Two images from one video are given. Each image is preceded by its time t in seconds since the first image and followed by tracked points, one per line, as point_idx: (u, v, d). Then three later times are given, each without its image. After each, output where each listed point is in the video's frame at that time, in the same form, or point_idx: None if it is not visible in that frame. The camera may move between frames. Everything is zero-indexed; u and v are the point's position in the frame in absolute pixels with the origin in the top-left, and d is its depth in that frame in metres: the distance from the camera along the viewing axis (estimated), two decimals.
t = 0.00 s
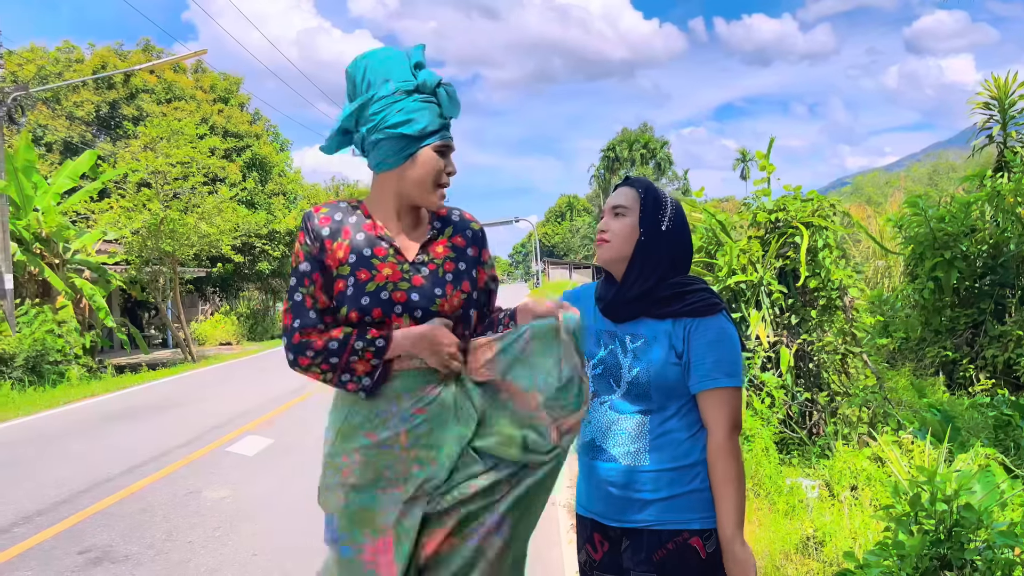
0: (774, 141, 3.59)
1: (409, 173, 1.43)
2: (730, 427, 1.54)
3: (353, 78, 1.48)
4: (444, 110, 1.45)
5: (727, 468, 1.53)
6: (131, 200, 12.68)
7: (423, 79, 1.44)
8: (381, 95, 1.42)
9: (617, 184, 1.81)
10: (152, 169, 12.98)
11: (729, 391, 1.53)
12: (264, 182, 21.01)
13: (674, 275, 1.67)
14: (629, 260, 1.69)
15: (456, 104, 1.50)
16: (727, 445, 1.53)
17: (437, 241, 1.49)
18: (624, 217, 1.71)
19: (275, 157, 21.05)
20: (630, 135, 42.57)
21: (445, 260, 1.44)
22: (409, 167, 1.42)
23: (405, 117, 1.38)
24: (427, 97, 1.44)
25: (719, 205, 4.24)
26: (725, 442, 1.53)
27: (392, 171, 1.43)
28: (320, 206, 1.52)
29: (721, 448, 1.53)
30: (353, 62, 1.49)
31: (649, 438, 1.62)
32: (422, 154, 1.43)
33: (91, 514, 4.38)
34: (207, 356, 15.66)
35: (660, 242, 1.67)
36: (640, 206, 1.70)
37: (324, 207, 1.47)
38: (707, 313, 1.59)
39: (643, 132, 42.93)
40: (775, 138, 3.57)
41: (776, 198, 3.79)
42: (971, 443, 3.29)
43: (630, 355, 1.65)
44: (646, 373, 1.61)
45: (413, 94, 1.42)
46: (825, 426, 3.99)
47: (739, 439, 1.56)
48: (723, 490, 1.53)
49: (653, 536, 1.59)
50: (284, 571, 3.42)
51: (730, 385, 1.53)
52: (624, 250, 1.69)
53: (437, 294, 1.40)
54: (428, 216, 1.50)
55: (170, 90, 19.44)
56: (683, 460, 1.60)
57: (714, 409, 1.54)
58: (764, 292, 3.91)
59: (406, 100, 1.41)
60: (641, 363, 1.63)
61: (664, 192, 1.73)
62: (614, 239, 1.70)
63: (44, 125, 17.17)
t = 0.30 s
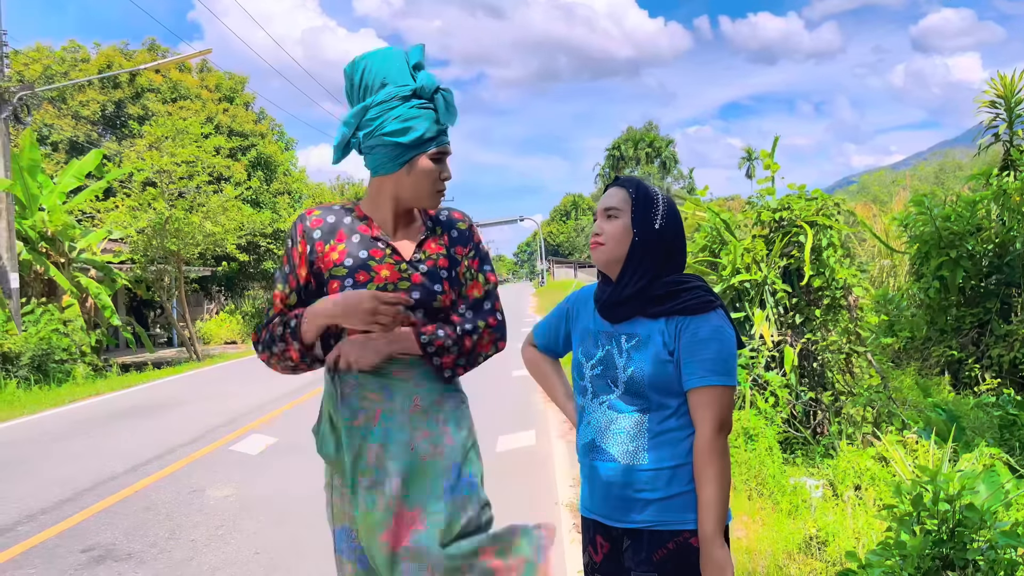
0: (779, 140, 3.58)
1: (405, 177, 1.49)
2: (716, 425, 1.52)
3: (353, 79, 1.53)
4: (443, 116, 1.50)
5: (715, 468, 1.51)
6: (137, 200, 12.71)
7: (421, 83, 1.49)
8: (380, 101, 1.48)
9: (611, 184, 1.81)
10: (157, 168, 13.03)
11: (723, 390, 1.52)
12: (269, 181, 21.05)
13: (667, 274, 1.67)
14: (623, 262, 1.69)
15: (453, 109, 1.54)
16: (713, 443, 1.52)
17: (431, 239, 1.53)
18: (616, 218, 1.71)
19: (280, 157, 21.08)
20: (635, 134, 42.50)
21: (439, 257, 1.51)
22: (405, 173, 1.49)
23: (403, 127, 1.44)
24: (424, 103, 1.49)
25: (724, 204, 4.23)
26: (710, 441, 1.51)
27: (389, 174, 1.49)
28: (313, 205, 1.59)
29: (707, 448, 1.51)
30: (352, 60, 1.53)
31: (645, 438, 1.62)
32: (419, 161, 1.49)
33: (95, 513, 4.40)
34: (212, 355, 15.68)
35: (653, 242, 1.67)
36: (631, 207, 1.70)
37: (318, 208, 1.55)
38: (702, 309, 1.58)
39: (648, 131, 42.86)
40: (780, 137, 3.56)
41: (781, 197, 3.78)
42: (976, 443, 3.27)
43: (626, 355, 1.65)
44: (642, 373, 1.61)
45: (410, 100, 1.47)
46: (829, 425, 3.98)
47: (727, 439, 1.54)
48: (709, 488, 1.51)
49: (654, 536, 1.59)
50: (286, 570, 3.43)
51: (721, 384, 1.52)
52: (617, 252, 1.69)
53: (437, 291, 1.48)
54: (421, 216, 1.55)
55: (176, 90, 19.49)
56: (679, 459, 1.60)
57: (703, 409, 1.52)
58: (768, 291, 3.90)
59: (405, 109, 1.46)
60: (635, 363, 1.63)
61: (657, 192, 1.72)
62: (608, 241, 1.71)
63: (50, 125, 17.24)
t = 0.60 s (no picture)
0: (782, 138, 3.58)
1: (393, 181, 1.49)
2: (713, 427, 1.51)
3: (347, 79, 1.54)
4: (433, 123, 1.48)
5: (712, 471, 1.50)
6: (142, 199, 12.76)
7: (414, 87, 1.47)
8: (370, 104, 1.48)
9: (602, 185, 1.79)
10: (162, 168, 13.09)
11: (720, 391, 1.51)
12: (274, 180, 21.11)
13: (666, 273, 1.66)
14: (623, 264, 1.69)
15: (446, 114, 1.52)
16: (709, 446, 1.51)
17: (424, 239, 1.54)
18: (613, 222, 1.69)
19: (285, 156, 21.13)
20: (640, 133, 42.42)
21: (429, 259, 1.52)
22: (392, 178, 1.49)
23: (390, 133, 1.44)
24: (415, 109, 1.47)
25: (728, 203, 4.22)
26: (706, 442, 1.51)
27: (377, 177, 1.50)
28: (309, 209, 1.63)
29: (704, 450, 1.51)
30: (348, 59, 1.54)
31: (643, 438, 1.62)
32: (406, 167, 1.48)
33: (99, 511, 4.42)
34: (217, 354, 15.71)
35: (651, 245, 1.66)
36: (627, 210, 1.68)
37: (307, 212, 1.59)
38: (703, 308, 1.57)
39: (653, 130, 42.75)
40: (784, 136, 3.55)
41: (785, 196, 3.77)
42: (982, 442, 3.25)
43: (624, 354, 1.65)
44: (640, 372, 1.61)
45: (399, 105, 1.47)
46: (834, 424, 3.96)
47: (726, 440, 1.54)
48: (705, 488, 1.50)
49: (652, 537, 1.60)
50: (289, 568, 3.44)
51: (717, 386, 1.51)
52: (618, 258, 1.69)
53: (426, 294, 1.50)
54: (414, 216, 1.55)
55: (181, 89, 19.55)
56: (676, 459, 1.59)
57: (701, 410, 1.51)
58: (773, 290, 3.90)
59: (394, 115, 1.45)
60: (633, 362, 1.63)
61: (651, 187, 1.70)
62: (608, 249, 1.69)
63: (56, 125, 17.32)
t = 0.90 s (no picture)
0: (786, 136, 3.57)
1: (384, 182, 1.49)
2: (711, 429, 1.50)
3: (340, 75, 1.54)
4: (426, 125, 1.48)
5: (710, 473, 1.49)
6: (147, 199, 12.82)
7: (408, 86, 1.47)
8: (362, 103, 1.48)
9: (606, 180, 1.80)
10: (167, 168, 13.15)
11: (719, 391, 1.50)
12: (278, 180, 21.17)
13: (666, 271, 1.66)
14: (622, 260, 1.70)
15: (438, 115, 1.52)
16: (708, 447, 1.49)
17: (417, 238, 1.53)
18: (614, 217, 1.70)
19: (289, 156, 21.18)
20: (644, 132, 42.34)
21: (425, 258, 1.52)
22: (383, 179, 1.49)
23: (381, 135, 1.44)
24: (408, 109, 1.47)
25: (732, 202, 4.21)
26: (705, 444, 1.49)
27: (369, 178, 1.50)
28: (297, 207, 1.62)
29: (703, 452, 1.50)
30: (342, 54, 1.54)
31: (640, 439, 1.61)
32: (397, 167, 1.48)
33: (102, 510, 4.44)
34: (222, 354, 15.75)
35: (653, 244, 1.66)
36: (628, 205, 1.69)
37: (298, 211, 1.58)
38: (703, 306, 1.56)
39: (658, 129, 42.66)
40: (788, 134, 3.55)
41: (789, 195, 3.77)
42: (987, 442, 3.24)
43: (622, 353, 1.65)
44: (638, 372, 1.61)
45: (393, 105, 1.46)
46: (837, 423, 3.96)
47: (725, 441, 1.52)
48: (703, 490, 1.49)
49: (648, 539, 1.59)
50: (292, 568, 3.46)
51: (715, 387, 1.50)
52: (619, 253, 1.70)
53: (422, 294, 1.49)
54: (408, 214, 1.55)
55: (185, 89, 19.61)
56: (674, 462, 1.58)
57: (700, 411, 1.50)
58: (776, 289, 3.90)
59: (386, 115, 1.45)
60: (631, 361, 1.62)
61: (654, 186, 1.70)
62: (606, 244, 1.71)
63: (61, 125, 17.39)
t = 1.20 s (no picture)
0: (790, 135, 3.56)
1: (388, 177, 1.48)
2: (707, 433, 1.50)
3: (337, 69, 1.54)
4: (428, 110, 1.47)
5: (702, 477, 1.49)
6: (152, 200, 12.85)
7: (407, 74, 1.47)
8: (363, 96, 1.48)
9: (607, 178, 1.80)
10: (171, 169, 13.18)
11: (715, 394, 1.49)
12: (282, 181, 21.20)
13: (670, 268, 1.66)
14: (623, 257, 1.69)
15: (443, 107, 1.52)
16: (703, 452, 1.49)
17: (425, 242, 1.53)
18: (615, 217, 1.70)
19: (293, 157, 21.20)
20: (648, 131, 42.25)
21: (434, 264, 1.51)
22: (387, 173, 1.48)
23: (382, 125, 1.44)
24: (409, 96, 1.47)
25: (737, 201, 4.20)
26: (700, 447, 1.49)
27: (372, 174, 1.49)
28: (294, 207, 1.63)
29: (697, 455, 1.49)
30: (337, 48, 1.54)
31: (632, 441, 1.61)
32: (401, 160, 1.47)
33: (106, 511, 4.46)
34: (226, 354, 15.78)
35: (653, 241, 1.66)
36: (629, 203, 1.69)
37: (300, 211, 1.60)
38: (702, 307, 1.55)
39: (662, 128, 42.56)
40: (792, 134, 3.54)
41: (793, 194, 3.76)
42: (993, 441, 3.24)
43: (619, 350, 1.64)
44: (633, 373, 1.60)
45: (393, 94, 1.47)
46: (842, 422, 3.94)
47: (721, 446, 1.52)
48: (699, 494, 1.49)
49: (638, 541, 1.60)
50: (294, 568, 3.46)
51: (711, 389, 1.49)
52: (623, 253, 1.69)
53: (431, 301, 1.48)
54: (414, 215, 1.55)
55: (190, 90, 19.64)
56: (667, 465, 1.58)
57: (695, 414, 1.50)
58: (780, 288, 3.89)
59: (388, 105, 1.46)
60: (627, 360, 1.62)
61: (655, 182, 1.70)
62: (611, 243, 1.70)
63: (66, 127, 17.44)
